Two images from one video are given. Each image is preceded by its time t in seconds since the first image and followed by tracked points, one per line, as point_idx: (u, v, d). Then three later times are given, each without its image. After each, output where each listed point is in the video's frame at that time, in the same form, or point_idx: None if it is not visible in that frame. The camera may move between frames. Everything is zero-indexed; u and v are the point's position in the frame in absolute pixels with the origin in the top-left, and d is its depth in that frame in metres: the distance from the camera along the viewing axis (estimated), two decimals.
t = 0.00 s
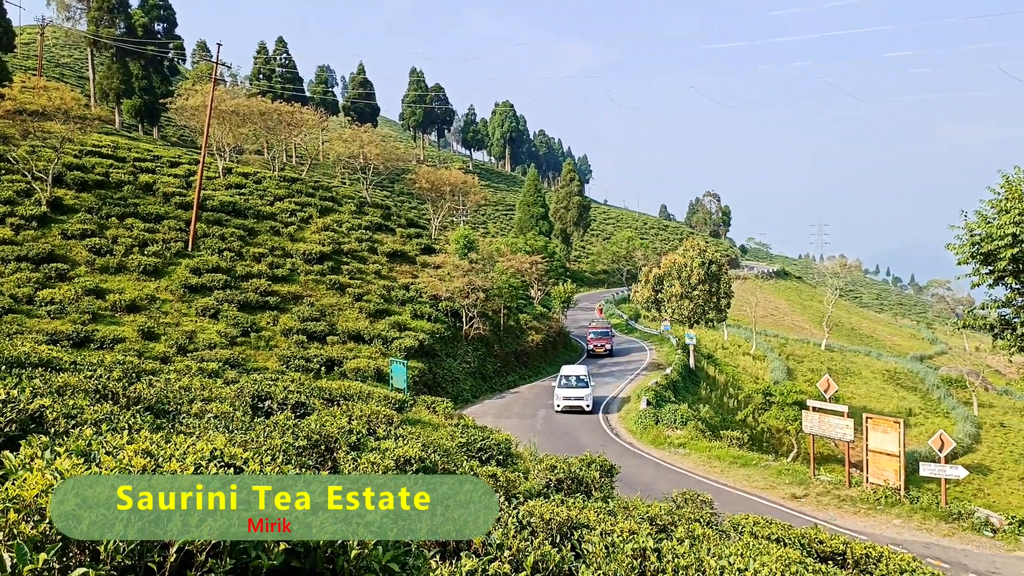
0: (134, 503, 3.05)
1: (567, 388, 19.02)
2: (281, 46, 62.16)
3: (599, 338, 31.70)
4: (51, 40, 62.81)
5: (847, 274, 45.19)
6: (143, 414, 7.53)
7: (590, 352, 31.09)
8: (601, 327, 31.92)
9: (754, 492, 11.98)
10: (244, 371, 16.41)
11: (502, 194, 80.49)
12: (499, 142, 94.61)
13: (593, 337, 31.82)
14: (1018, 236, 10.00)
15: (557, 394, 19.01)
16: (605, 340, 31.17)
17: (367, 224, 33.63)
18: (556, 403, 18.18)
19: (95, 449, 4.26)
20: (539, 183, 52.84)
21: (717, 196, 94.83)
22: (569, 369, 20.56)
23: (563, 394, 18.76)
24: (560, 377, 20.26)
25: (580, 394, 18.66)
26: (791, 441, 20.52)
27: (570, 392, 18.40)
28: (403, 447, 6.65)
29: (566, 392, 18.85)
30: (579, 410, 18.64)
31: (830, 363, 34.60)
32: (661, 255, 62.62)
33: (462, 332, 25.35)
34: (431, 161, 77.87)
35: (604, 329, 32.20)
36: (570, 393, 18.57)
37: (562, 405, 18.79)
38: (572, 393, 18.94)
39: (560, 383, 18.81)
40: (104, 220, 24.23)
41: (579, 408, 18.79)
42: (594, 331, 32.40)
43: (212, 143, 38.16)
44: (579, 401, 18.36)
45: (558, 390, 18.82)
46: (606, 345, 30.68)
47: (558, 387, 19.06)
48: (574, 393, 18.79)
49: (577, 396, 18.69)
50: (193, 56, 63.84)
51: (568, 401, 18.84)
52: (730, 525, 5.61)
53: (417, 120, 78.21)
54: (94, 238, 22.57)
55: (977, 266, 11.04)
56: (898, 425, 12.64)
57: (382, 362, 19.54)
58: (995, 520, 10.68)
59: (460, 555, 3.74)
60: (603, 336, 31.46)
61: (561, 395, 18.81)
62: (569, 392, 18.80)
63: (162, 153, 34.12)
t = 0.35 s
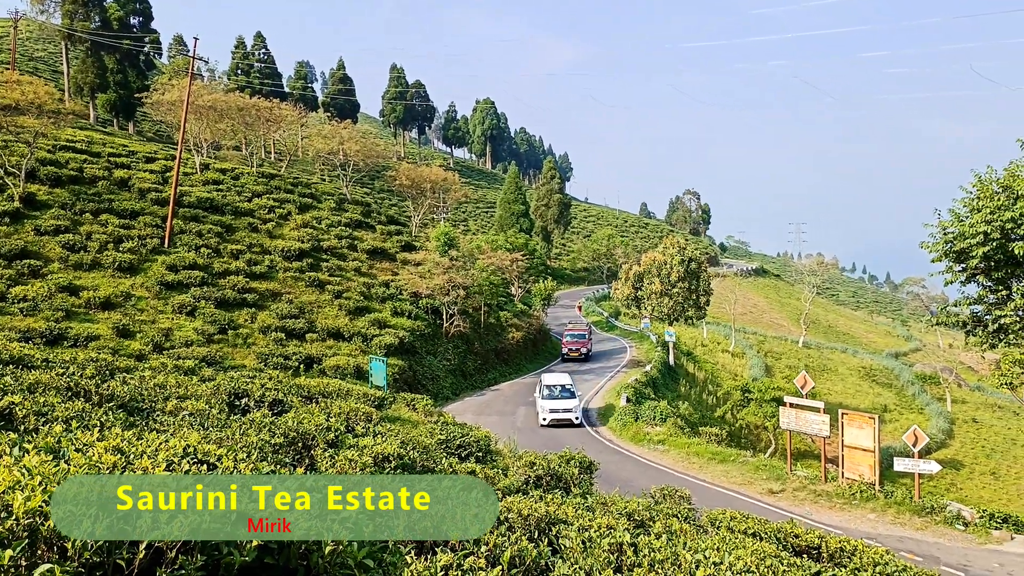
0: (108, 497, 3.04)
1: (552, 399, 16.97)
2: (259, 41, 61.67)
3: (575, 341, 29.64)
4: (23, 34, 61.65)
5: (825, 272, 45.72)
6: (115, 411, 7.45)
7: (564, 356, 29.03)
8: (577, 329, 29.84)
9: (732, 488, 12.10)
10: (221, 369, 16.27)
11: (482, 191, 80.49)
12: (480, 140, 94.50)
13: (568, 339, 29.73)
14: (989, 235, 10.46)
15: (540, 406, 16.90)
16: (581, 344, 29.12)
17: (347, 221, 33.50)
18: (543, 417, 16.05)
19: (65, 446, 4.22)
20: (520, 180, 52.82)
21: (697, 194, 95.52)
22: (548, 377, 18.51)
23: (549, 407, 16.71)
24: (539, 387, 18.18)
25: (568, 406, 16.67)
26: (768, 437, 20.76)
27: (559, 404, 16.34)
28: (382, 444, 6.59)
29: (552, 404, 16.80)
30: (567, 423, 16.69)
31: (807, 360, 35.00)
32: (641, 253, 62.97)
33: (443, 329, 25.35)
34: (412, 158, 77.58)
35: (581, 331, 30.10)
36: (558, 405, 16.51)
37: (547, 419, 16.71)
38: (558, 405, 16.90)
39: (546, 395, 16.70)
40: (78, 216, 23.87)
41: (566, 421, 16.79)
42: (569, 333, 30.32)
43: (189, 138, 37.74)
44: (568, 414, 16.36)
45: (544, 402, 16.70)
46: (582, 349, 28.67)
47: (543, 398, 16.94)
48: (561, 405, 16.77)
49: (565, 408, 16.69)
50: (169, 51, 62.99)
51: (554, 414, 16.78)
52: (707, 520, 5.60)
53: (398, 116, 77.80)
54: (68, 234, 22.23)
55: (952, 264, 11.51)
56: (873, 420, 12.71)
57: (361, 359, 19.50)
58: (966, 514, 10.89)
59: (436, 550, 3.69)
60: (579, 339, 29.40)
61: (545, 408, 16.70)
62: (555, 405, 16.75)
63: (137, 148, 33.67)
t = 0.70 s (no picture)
0: (74, 495, 3.00)
1: (547, 410, 15.25)
2: (236, 36, 61.14)
3: (549, 344, 27.89)
4: None
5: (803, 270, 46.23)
6: (88, 409, 7.34)
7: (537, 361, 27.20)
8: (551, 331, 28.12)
9: (710, 483, 12.20)
10: (197, 367, 16.09)
11: (462, 188, 80.37)
12: (460, 136, 94.35)
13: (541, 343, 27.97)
14: (961, 233, 11.10)
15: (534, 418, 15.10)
16: (554, 347, 27.39)
17: (326, 218, 33.31)
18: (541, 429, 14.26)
19: (33, 444, 4.16)
20: (500, 177, 52.75)
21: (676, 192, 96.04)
22: (533, 386, 16.80)
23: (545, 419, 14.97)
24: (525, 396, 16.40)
25: (566, 417, 15.05)
26: (746, 433, 20.98)
27: (558, 415, 14.66)
28: (360, 442, 6.56)
29: (549, 415, 15.06)
30: (564, 436, 15.12)
31: (785, 357, 35.34)
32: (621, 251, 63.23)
33: (423, 327, 25.31)
34: (392, 155, 77.20)
35: (554, 334, 28.38)
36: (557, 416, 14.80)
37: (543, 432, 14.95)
38: (554, 416, 15.23)
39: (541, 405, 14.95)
40: (51, 212, 23.49)
41: (563, 433, 15.15)
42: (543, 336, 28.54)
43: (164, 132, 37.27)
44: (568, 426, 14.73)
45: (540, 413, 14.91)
46: (556, 353, 26.87)
47: (538, 409, 15.16)
48: (558, 416, 15.10)
49: (562, 419, 15.06)
50: (144, 45, 62.09)
51: (551, 426, 15.06)
52: (684, 516, 5.61)
53: (377, 113, 77.36)
54: (40, 230, 21.86)
55: (926, 262, 12.15)
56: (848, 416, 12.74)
57: (340, 356, 19.45)
58: (938, 508, 11.10)
59: (411, 546, 3.68)
60: (553, 342, 27.66)
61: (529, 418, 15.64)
62: (552, 416, 15.02)
63: (111, 143, 33.19)
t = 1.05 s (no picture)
0: (34, 497, 2.94)
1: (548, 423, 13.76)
2: (209, 29, 60.48)
3: (518, 348, 26.24)
4: None
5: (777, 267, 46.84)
6: (53, 408, 7.22)
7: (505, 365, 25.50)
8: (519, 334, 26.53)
9: (685, 479, 12.39)
10: (169, 365, 15.87)
11: (439, 185, 80.10)
12: (437, 133, 93.97)
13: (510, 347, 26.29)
14: (929, 230, 11.43)
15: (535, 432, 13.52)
16: (524, 351, 25.75)
17: (301, 214, 33.09)
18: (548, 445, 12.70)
19: None
20: (477, 175, 52.63)
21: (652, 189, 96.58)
22: (525, 394, 15.25)
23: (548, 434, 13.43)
24: (518, 406, 14.80)
25: (570, 430, 13.60)
26: (720, 429, 21.22)
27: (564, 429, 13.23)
28: (333, 440, 6.53)
29: (552, 429, 13.53)
30: (568, 452, 13.63)
31: (759, 353, 35.73)
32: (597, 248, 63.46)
33: (399, 324, 25.25)
34: (367, 151, 76.58)
35: (524, 337, 26.70)
36: (562, 429, 13.41)
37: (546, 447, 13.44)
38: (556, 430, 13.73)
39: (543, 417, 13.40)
40: (18, 207, 23.02)
41: (567, 447, 13.67)
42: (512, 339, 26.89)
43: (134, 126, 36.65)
44: (575, 440, 13.28)
45: (542, 427, 13.32)
46: (525, 358, 25.25)
47: (539, 421, 13.56)
48: (561, 429, 13.60)
49: (566, 433, 13.61)
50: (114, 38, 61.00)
51: (554, 441, 13.53)
52: (659, 511, 5.65)
53: (353, 108, 76.60)
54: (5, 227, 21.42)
55: (896, 260, 12.48)
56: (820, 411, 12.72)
57: (315, 354, 19.37)
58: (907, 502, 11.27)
59: (383, 544, 3.68)
60: (522, 345, 26.05)
61: (513, 419, 15.41)
62: (555, 430, 13.49)
63: (80, 137, 32.57)
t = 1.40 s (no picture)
0: (4, 496, 2.93)
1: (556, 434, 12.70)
2: (188, 25, 59.83)
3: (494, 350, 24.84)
4: None
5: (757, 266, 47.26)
6: (24, 408, 7.15)
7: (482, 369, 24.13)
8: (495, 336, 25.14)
9: (666, 476, 12.53)
10: (147, 364, 15.73)
11: (421, 183, 79.85)
12: (419, 131, 93.48)
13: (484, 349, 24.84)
14: (906, 229, 11.67)
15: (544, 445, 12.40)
16: (500, 353, 24.39)
17: (280, 212, 32.87)
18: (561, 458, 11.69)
19: None
20: (458, 173, 52.53)
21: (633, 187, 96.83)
22: (526, 403, 14.29)
23: (559, 446, 12.42)
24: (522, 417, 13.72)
25: (581, 441, 12.67)
26: (701, 426, 21.39)
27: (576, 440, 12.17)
28: (313, 439, 6.50)
29: (562, 441, 12.56)
30: (580, 465, 12.56)
31: (739, 351, 35.99)
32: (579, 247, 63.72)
33: (380, 322, 25.26)
34: (348, 148, 76.03)
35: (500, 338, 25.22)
36: (574, 440, 12.36)
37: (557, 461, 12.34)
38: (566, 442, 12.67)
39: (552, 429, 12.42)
40: None
41: (577, 460, 12.71)
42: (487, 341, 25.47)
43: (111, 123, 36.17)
44: (587, 452, 12.34)
45: (553, 439, 12.32)
46: (501, 360, 23.87)
47: (548, 433, 12.57)
48: (572, 441, 12.65)
49: (577, 444, 12.58)
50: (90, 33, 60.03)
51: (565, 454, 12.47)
52: (638, 509, 5.67)
53: (333, 105, 75.86)
54: None
55: (873, 258, 12.70)
56: (797, 407, 12.89)
57: (295, 353, 19.31)
58: (883, 497, 11.43)
59: (361, 543, 3.71)
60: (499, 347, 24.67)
61: (516, 430, 14.29)
62: (566, 442, 12.49)
63: (55, 134, 32.07)
